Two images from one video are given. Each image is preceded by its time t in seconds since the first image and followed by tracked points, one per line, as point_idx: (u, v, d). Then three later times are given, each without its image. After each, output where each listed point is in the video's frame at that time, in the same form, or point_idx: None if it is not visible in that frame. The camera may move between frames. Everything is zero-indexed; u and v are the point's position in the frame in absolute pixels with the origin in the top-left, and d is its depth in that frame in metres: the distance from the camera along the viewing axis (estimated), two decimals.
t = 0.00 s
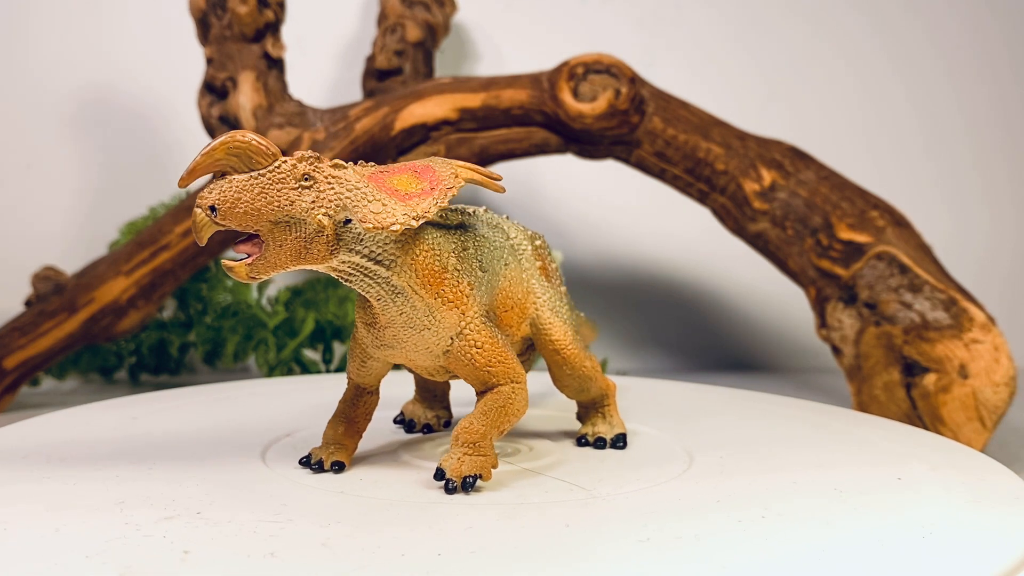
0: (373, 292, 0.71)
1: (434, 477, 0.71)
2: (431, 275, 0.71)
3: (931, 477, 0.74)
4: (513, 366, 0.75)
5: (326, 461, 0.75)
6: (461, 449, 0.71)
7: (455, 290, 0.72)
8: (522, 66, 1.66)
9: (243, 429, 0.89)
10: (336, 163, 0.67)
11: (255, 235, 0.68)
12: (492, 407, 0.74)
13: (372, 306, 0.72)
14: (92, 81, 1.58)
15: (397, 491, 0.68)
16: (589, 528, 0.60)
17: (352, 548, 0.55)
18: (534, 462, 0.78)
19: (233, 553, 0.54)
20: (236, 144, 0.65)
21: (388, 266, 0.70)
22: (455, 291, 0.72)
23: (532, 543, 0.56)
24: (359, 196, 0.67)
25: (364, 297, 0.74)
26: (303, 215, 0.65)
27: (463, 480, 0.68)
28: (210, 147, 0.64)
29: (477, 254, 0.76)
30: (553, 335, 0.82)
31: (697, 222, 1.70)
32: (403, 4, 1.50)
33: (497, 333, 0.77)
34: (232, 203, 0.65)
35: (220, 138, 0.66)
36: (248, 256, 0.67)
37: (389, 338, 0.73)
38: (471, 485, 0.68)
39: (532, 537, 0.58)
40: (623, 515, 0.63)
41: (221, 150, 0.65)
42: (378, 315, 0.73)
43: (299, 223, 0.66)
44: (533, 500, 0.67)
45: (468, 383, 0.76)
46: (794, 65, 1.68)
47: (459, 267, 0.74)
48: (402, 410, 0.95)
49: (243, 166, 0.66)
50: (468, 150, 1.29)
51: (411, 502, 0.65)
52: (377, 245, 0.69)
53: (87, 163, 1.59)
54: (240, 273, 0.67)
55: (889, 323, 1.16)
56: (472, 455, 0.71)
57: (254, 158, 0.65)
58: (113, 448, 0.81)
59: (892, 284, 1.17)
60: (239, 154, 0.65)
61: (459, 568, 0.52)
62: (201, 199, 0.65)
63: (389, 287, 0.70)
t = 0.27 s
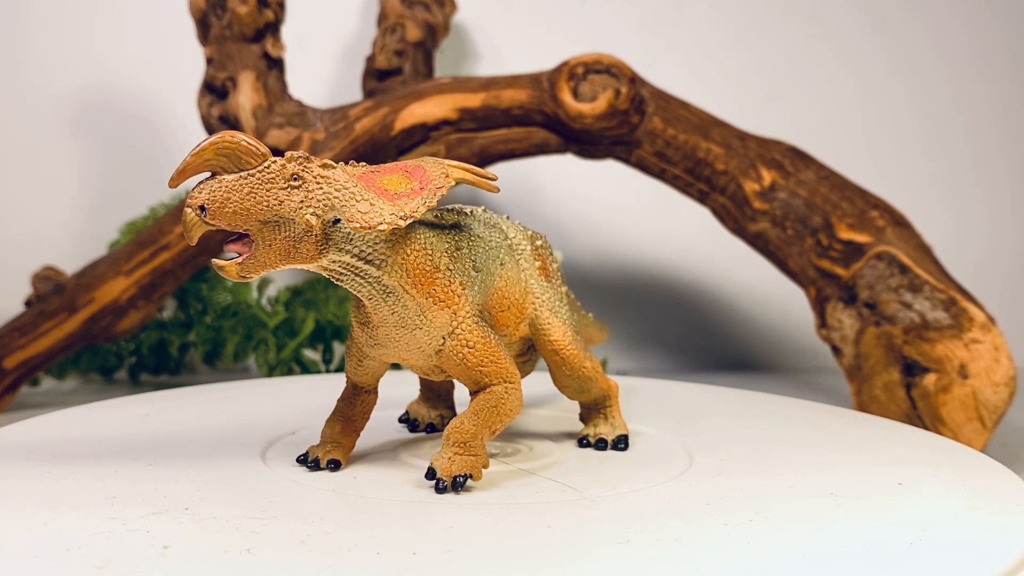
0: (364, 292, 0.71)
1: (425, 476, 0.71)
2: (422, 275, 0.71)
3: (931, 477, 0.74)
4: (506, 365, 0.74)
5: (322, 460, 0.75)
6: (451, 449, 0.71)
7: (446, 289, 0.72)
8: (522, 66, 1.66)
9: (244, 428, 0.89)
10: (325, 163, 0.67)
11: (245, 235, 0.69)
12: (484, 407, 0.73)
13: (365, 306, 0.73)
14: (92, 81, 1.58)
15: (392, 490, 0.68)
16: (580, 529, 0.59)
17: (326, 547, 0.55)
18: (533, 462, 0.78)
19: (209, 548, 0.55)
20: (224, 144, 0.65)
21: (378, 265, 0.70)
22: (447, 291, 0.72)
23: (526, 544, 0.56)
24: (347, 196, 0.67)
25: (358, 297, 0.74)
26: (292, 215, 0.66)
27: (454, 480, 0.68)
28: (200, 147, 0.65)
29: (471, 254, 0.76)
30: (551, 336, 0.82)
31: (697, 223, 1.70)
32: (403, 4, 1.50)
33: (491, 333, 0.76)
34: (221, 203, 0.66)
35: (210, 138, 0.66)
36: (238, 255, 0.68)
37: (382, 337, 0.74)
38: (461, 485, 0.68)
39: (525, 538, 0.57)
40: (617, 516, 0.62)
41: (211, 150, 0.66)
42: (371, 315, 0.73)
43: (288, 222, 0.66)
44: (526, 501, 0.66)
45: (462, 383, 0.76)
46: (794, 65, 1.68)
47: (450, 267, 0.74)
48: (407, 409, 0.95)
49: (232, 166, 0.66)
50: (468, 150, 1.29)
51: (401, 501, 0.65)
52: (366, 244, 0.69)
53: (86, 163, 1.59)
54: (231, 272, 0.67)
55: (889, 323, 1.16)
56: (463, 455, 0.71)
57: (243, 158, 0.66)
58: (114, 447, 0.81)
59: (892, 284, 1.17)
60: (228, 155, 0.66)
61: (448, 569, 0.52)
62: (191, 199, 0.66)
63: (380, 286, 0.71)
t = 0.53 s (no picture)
0: (356, 291, 0.71)
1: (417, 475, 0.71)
2: (413, 275, 0.72)
3: (932, 477, 0.74)
4: (498, 365, 0.74)
5: (319, 458, 0.76)
6: (442, 448, 0.71)
7: (437, 289, 0.72)
8: (522, 66, 1.66)
9: (244, 428, 0.89)
10: (315, 163, 0.67)
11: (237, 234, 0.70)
12: (477, 407, 0.73)
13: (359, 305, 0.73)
14: (92, 80, 1.58)
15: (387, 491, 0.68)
16: (571, 530, 0.59)
17: (305, 545, 0.55)
18: (531, 463, 0.78)
19: (188, 543, 0.55)
20: (214, 145, 0.66)
21: (369, 265, 0.70)
22: (438, 290, 0.72)
23: (520, 545, 0.56)
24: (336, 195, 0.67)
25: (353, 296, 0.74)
26: (281, 214, 0.66)
27: (444, 479, 0.68)
28: (191, 148, 0.66)
29: (465, 254, 0.76)
30: (549, 336, 0.81)
31: (697, 223, 1.70)
32: (403, 4, 1.50)
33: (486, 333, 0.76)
34: (212, 203, 0.66)
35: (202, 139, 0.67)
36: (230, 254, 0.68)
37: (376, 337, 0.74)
38: (451, 485, 0.68)
39: (517, 538, 0.57)
40: (610, 516, 0.62)
41: (202, 151, 0.66)
42: (365, 314, 0.73)
43: (278, 222, 0.67)
44: (518, 501, 0.66)
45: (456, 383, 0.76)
46: (794, 65, 1.68)
47: (443, 267, 0.74)
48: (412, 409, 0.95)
49: (223, 166, 0.67)
50: (468, 150, 1.29)
51: (391, 500, 0.65)
52: (357, 244, 0.69)
53: (86, 163, 1.59)
54: (223, 270, 0.68)
55: (889, 323, 1.16)
56: (454, 455, 0.71)
57: (234, 159, 0.67)
58: (114, 446, 0.81)
59: (892, 284, 1.17)
60: (220, 155, 0.67)
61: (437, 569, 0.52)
62: (183, 199, 0.67)
63: (371, 286, 0.71)
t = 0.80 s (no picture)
0: (348, 291, 0.72)
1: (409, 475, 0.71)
2: (405, 274, 0.72)
3: (932, 478, 0.74)
4: (491, 365, 0.74)
5: (316, 456, 0.76)
6: (433, 448, 0.71)
7: (429, 289, 0.72)
8: (521, 66, 1.66)
9: (244, 427, 0.89)
10: (306, 163, 0.68)
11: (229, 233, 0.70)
12: (469, 407, 0.73)
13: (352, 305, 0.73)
14: (92, 80, 1.58)
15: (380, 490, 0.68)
16: (563, 531, 0.59)
17: (288, 542, 0.56)
18: (528, 463, 0.78)
19: (169, 539, 0.56)
20: (206, 145, 0.66)
21: (361, 265, 0.70)
22: (430, 290, 0.72)
23: (514, 546, 0.56)
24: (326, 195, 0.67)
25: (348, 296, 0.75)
26: (270, 214, 0.66)
27: (435, 479, 0.68)
28: (183, 148, 0.66)
29: (460, 254, 0.76)
30: (547, 336, 0.81)
31: (697, 223, 1.70)
32: (403, 4, 1.50)
33: (479, 333, 0.76)
34: (203, 203, 0.66)
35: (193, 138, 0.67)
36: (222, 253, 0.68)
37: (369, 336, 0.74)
38: (441, 485, 0.68)
39: (507, 539, 0.57)
40: (603, 517, 0.62)
41: (194, 151, 0.66)
42: (358, 314, 0.74)
43: (269, 222, 0.67)
44: (510, 502, 0.66)
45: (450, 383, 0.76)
46: (794, 65, 1.68)
47: (435, 267, 0.74)
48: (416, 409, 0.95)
49: (215, 166, 0.67)
50: (468, 150, 1.29)
51: (382, 499, 0.66)
52: (348, 244, 0.69)
53: (86, 163, 1.59)
54: (215, 270, 0.68)
55: (889, 323, 1.16)
56: (445, 455, 0.70)
57: (225, 159, 0.67)
58: (114, 445, 0.81)
59: (892, 284, 1.17)
60: (211, 155, 0.67)
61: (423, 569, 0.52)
62: (175, 198, 0.67)
63: (363, 285, 0.71)
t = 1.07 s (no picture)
0: (340, 290, 0.72)
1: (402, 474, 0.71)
2: (396, 274, 0.72)
3: (932, 478, 0.74)
4: (483, 365, 0.74)
5: (314, 454, 0.77)
6: (425, 447, 0.71)
7: (421, 289, 0.72)
8: (522, 66, 1.66)
9: (244, 427, 0.89)
10: (297, 163, 0.68)
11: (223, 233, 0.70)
12: (460, 407, 0.73)
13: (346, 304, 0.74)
14: (91, 80, 1.58)
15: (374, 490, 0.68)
16: (556, 531, 0.59)
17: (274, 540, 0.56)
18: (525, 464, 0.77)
19: (153, 534, 0.56)
20: (198, 146, 0.66)
21: (352, 264, 0.71)
22: (422, 290, 0.72)
23: (508, 546, 0.55)
24: (316, 195, 0.67)
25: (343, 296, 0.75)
26: (261, 214, 0.67)
27: (425, 478, 0.68)
28: (175, 149, 0.67)
29: (453, 254, 0.76)
30: (544, 336, 0.81)
31: (697, 223, 1.70)
32: (403, 4, 1.50)
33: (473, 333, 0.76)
34: (196, 203, 0.67)
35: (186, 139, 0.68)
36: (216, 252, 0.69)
37: (363, 335, 0.75)
38: (431, 484, 0.68)
39: (504, 538, 0.57)
40: (604, 517, 0.62)
41: (186, 152, 0.67)
42: (352, 313, 0.74)
43: (260, 221, 0.67)
44: (502, 501, 0.66)
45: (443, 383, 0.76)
46: (794, 65, 1.68)
47: (428, 267, 0.74)
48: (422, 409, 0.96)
49: (208, 166, 0.68)
50: (468, 150, 1.29)
51: (374, 498, 0.66)
52: (339, 244, 0.70)
53: (86, 163, 1.59)
54: (209, 269, 0.69)
55: (889, 323, 1.16)
56: (436, 454, 0.70)
57: (217, 159, 0.67)
58: (114, 444, 0.81)
59: (892, 284, 1.17)
60: (203, 156, 0.67)
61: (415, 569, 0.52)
62: (168, 199, 0.67)
63: (355, 284, 0.71)
